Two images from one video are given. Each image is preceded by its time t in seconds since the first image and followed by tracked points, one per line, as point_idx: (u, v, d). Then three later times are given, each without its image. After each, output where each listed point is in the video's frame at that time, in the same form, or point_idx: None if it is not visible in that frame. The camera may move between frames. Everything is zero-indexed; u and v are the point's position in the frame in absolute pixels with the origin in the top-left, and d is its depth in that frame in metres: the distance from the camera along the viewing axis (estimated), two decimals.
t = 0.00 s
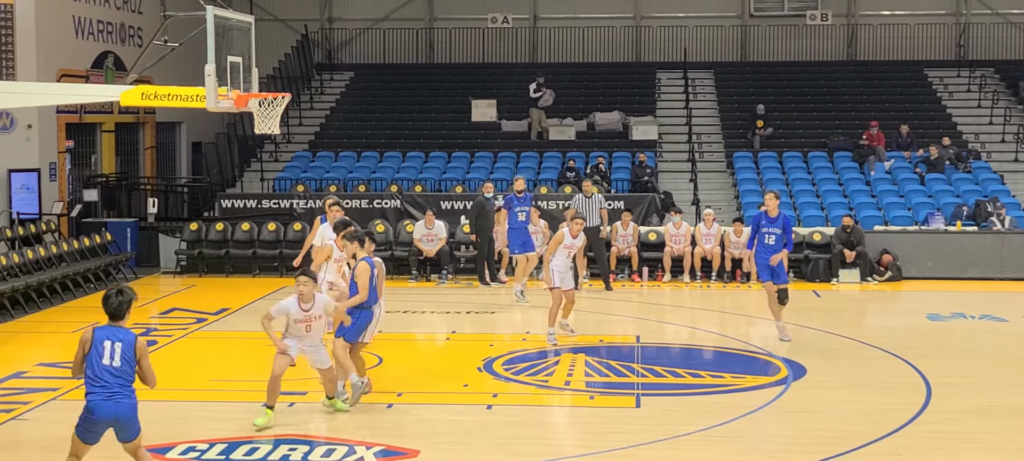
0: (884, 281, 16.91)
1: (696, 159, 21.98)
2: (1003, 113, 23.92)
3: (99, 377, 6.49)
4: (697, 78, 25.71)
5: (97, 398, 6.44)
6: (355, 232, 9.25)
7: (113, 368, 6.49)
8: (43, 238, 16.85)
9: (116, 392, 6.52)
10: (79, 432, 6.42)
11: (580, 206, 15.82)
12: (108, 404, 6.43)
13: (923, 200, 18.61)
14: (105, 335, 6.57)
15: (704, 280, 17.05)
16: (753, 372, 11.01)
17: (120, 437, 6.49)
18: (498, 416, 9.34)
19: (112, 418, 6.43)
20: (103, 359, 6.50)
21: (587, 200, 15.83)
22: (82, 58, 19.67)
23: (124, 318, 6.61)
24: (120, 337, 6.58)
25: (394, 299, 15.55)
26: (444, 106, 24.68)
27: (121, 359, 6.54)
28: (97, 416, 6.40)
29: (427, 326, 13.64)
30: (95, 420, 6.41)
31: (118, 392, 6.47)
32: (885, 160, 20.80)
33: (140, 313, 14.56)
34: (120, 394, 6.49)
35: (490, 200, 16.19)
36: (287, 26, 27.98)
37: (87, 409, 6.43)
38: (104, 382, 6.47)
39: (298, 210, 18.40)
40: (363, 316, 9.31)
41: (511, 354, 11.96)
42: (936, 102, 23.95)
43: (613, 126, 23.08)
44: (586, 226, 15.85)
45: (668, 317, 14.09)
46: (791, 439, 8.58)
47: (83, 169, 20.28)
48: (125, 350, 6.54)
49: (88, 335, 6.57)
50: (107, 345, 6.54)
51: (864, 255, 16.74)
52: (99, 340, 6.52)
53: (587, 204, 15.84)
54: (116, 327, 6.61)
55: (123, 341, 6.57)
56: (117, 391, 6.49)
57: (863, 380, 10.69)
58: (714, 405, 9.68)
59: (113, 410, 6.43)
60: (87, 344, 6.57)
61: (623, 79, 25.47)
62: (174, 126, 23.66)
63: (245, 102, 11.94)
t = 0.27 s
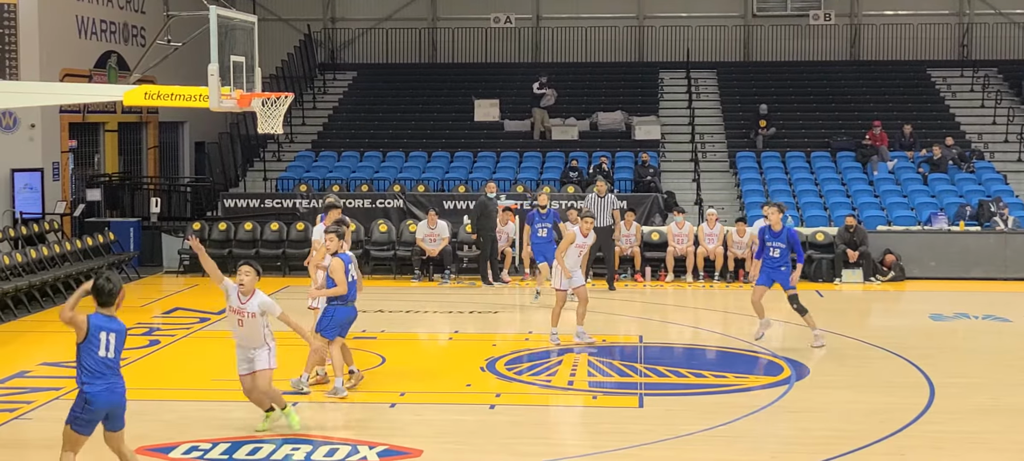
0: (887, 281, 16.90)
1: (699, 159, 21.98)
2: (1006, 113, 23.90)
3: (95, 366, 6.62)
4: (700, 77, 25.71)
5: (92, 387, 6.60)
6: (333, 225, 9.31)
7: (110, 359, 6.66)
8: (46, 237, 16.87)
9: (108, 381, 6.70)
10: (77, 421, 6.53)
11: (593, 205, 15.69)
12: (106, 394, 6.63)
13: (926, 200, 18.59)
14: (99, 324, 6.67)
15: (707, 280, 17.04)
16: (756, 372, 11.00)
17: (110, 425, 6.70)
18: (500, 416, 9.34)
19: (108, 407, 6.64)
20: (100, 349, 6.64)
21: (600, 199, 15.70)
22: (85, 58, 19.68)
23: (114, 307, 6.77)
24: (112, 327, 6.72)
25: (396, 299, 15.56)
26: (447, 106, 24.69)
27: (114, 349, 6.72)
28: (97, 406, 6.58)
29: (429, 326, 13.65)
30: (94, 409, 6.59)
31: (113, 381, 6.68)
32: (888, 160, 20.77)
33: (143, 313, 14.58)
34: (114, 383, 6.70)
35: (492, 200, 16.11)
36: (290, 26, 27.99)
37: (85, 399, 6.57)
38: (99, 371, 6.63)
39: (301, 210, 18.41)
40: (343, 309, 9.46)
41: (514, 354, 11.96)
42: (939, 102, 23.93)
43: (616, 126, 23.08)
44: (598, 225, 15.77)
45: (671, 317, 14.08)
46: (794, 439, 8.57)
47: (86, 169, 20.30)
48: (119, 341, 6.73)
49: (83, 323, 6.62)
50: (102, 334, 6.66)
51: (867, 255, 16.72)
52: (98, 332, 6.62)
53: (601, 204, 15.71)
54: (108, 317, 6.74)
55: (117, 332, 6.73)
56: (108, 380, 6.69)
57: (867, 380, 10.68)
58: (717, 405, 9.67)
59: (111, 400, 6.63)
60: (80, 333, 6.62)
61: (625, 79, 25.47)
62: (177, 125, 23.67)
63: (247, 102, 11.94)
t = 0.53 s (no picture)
0: (889, 281, 16.89)
1: (701, 159, 21.97)
2: (1009, 112, 23.88)
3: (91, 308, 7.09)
4: (702, 77, 25.71)
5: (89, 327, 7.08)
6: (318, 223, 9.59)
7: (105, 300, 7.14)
8: (48, 237, 16.88)
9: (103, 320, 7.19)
10: (80, 362, 7.00)
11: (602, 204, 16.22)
12: (102, 333, 7.13)
13: (929, 200, 18.58)
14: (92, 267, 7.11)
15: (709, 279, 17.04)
16: (759, 372, 10.99)
17: (105, 364, 7.19)
18: (503, 415, 9.34)
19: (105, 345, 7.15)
20: (95, 291, 7.10)
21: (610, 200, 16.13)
22: (87, 58, 19.69)
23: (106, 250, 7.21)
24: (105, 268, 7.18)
25: (399, 299, 15.56)
26: (450, 105, 24.70)
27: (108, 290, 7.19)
28: (96, 346, 7.07)
29: (432, 325, 13.66)
30: (94, 349, 7.08)
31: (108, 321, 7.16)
32: (890, 159, 20.76)
33: (146, 312, 14.59)
34: (107, 322, 7.19)
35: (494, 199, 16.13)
36: (293, 26, 27.99)
37: (84, 339, 7.05)
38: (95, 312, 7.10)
39: (303, 210, 18.41)
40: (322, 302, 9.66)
41: (517, 354, 11.96)
42: (941, 102, 23.92)
43: (618, 126, 23.09)
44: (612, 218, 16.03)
45: (673, 317, 14.08)
46: (796, 439, 8.57)
47: (88, 169, 20.31)
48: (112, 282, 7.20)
49: (77, 267, 7.05)
50: (97, 276, 7.11)
51: (869, 255, 16.71)
52: (94, 275, 7.07)
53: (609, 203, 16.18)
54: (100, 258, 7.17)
55: (110, 273, 7.20)
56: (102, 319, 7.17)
57: (869, 379, 10.68)
58: (719, 405, 9.67)
59: (108, 338, 7.13)
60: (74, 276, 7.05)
61: (627, 79, 25.46)
62: (179, 125, 23.67)
63: (250, 102, 11.95)
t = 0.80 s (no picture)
0: (891, 281, 16.88)
1: (703, 158, 21.97)
2: (1011, 112, 23.87)
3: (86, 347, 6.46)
4: (704, 76, 25.72)
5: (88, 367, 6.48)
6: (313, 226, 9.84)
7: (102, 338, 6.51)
8: (51, 237, 16.91)
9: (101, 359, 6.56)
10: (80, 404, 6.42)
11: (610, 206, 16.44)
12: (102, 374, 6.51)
13: (931, 199, 18.57)
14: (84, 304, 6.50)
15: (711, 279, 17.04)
16: (761, 371, 10.99)
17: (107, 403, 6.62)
18: (504, 415, 9.34)
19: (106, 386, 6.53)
20: (90, 329, 6.48)
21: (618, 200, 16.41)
22: (90, 58, 19.71)
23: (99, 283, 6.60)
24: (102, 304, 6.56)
25: (401, 298, 15.57)
26: (452, 105, 24.71)
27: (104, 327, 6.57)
28: (96, 388, 6.47)
29: (434, 325, 13.67)
30: (94, 390, 6.48)
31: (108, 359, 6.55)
32: (892, 159, 20.76)
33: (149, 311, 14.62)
34: (108, 360, 6.58)
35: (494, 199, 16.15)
36: (295, 26, 28.00)
37: (83, 380, 6.45)
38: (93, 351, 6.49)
39: (305, 209, 18.41)
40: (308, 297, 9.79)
41: (518, 353, 11.95)
42: (943, 102, 23.91)
43: (620, 126, 23.10)
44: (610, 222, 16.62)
45: (675, 316, 14.08)
46: (798, 439, 8.56)
47: (91, 169, 20.33)
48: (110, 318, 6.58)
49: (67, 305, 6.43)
50: (92, 314, 6.48)
51: (871, 254, 16.70)
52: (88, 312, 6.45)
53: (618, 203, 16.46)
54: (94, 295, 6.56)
55: (106, 309, 6.57)
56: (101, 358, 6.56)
57: (871, 379, 10.67)
58: (721, 405, 9.66)
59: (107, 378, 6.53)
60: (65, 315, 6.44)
61: (629, 78, 25.46)
62: (181, 125, 23.68)
63: (252, 101, 11.94)
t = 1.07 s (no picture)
0: (894, 280, 16.87)
1: (706, 158, 21.96)
2: (1014, 112, 23.83)
3: (89, 351, 6.45)
4: (707, 76, 25.72)
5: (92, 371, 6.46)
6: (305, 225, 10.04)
7: (105, 342, 6.49)
8: (54, 236, 16.92)
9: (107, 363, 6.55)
10: (83, 407, 6.43)
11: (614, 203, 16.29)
12: (106, 376, 6.50)
13: (934, 199, 18.55)
14: (88, 308, 6.49)
15: (715, 279, 17.03)
16: (764, 371, 10.98)
17: (113, 407, 6.60)
18: (507, 415, 9.34)
19: (110, 389, 6.52)
20: (93, 333, 6.46)
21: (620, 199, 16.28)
22: (94, 57, 19.73)
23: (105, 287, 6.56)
24: (105, 308, 6.53)
25: (404, 298, 15.58)
26: (455, 104, 24.71)
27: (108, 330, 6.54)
28: (100, 391, 6.46)
29: (437, 324, 13.67)
30: (98, 393, 6.46)
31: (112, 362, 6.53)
32: (896, 159, 20.74)
33: (152, 310, 14.64)
34: (114, 364, 6.56)
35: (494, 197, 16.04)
36: (298, 26, 28.02)
37: (87, 384, 6.44)
38: (96, 354, 6.47)
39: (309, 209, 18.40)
40: (291, 294, 9.94)
41: (521, 353, 11.94)
42: (947, 101, 23.90)
43: (624, 125, 23.13)
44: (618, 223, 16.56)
45: (678, 316, 14.08)
46: (801, 438, 8.56)
47: (94, 168, 20.35)
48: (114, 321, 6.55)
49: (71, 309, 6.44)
50: (94, 318, 6.47)
51: (875, 254, 16.69)
52: (90, 315, 6.44)
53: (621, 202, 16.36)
54: (98, 298, 6.54)
55: (109, 313, 6.55)
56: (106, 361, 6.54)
57: (874, 379, 10.67)
58: (725, 404, 9.65)
59: (111, 381, 6.51)
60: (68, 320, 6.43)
61: (633, 78, 25.46)
62: (185, 124, 23.69)
63: (255, 101, 11.94)
